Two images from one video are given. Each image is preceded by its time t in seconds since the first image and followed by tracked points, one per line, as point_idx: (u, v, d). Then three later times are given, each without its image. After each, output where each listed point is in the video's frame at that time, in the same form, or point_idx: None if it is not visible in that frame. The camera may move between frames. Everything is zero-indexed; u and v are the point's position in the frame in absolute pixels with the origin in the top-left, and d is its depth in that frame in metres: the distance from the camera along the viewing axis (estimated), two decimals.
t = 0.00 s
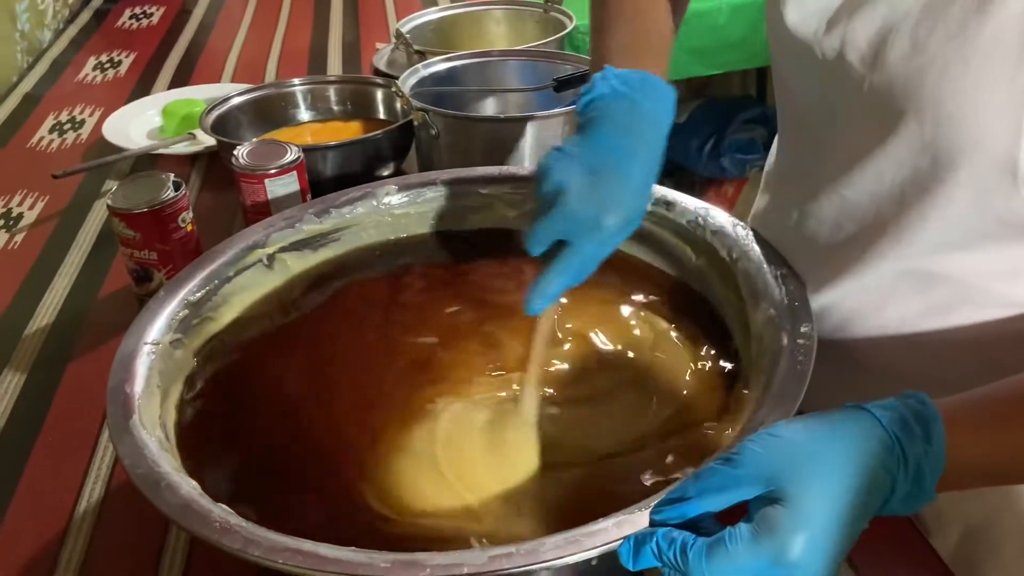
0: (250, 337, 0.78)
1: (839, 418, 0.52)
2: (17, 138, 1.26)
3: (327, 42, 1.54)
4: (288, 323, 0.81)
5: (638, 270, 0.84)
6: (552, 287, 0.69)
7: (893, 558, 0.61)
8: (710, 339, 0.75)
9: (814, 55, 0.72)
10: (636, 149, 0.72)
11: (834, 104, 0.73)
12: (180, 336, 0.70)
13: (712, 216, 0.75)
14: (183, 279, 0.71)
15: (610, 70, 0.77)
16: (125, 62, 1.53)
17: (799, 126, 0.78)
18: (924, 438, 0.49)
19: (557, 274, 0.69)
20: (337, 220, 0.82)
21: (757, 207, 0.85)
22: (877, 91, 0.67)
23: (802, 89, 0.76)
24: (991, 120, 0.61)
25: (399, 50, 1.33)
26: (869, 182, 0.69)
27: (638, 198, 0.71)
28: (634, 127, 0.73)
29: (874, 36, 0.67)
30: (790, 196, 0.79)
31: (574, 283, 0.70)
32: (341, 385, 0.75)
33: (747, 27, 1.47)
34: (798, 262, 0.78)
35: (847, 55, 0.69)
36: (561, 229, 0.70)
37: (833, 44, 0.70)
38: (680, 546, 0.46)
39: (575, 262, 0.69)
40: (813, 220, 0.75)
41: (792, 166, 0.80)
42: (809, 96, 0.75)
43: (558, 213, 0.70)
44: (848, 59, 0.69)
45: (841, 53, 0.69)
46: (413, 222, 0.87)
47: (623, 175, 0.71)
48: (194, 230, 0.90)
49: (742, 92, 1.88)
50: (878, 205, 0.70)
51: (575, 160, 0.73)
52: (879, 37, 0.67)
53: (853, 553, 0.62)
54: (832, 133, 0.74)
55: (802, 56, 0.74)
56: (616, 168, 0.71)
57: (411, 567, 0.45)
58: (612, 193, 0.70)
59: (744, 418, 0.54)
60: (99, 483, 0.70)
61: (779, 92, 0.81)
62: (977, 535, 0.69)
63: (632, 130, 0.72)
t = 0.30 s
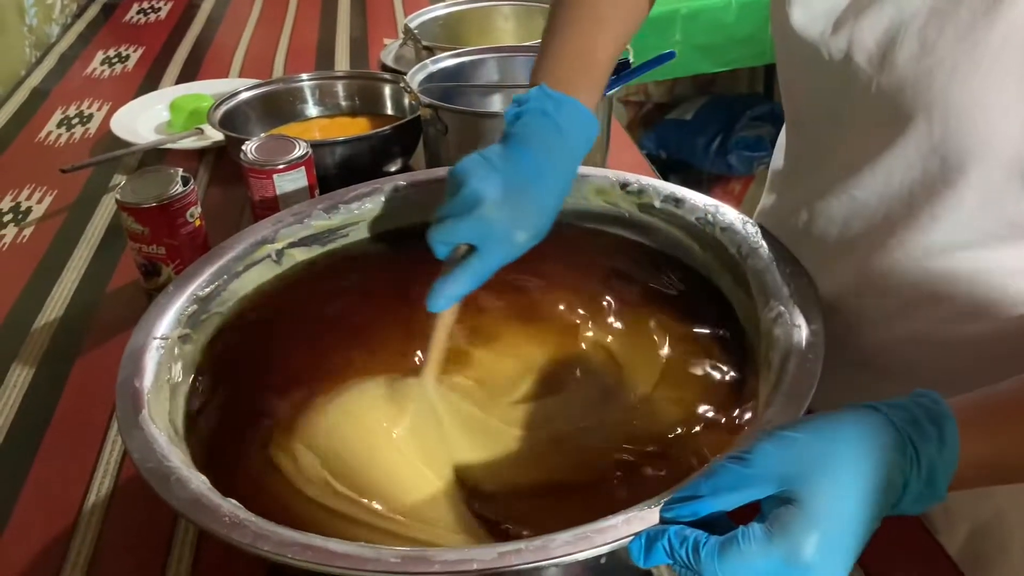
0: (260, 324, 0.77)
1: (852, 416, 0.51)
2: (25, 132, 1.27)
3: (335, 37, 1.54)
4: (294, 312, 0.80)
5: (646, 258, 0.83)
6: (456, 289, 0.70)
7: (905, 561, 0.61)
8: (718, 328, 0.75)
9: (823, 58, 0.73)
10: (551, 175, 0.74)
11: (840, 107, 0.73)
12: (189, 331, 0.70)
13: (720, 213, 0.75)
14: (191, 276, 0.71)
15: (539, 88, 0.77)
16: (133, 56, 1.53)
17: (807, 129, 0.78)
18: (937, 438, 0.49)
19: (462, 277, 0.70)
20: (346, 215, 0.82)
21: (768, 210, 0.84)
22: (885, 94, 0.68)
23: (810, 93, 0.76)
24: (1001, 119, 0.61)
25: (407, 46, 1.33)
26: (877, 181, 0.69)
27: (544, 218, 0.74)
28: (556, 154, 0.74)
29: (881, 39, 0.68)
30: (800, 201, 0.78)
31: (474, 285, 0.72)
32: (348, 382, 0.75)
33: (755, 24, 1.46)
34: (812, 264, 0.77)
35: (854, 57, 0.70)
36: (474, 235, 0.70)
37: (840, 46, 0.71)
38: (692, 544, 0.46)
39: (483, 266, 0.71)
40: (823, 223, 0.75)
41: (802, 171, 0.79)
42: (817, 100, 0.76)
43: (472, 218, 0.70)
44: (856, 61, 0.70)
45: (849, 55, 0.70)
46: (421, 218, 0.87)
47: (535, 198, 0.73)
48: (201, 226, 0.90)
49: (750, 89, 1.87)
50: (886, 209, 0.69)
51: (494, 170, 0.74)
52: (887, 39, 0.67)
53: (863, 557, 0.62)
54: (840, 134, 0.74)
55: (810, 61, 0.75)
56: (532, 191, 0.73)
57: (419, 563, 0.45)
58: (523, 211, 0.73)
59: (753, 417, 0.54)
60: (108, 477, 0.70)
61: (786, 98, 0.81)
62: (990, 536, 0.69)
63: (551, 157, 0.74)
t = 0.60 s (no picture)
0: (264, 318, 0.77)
1: (860, 415, 0.52)
2: (30, 126, 1.27)
3: (340, 33, 1.54)
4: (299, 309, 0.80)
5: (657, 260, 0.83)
6: (393, 223, 0.76)
7: (911, 562, 0.61)
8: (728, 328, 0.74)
9: (830, 56, 0.73)
10: (498, 130, 0.76)
11: (844, 102, 0.73)
12: (194, 326, 0.70)
13: (726, 210, 0.75)
14: (198, 272, 0.71)
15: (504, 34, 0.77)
16: (137, 51, 1.53)
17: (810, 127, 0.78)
18: (946, 436, 0.50)
19: (400, 212, 0.76)
20: (351, 212, 0.82)
21: (775, 209, 0.84)
22: (889, 91, 0.68)
23: (814, 91, 0.77)
24: (1003, 113, 0.61)
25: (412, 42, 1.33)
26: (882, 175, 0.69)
27: (488, 166, 0.76)
28: (505, 106, 0.76)
29: (885, 36, 0.68)
30: (804, 200, 0.79)
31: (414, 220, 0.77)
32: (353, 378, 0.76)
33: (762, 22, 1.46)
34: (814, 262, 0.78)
35: (860, 54, 0.70)
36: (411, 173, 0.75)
37: (845, 42, 0.72)
38: (699, 542, 0.46)
39: (416, 204, 0.75)
40: (832, 221, 0.75)
41: (805, 169, 0.79)
42: (820, 98, 0.76)
43: (415, 160, 0.75)
44: (861, 57, 0.70)
45: (854, 51, 0.71)
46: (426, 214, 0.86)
47: (476, 147, 0.75)
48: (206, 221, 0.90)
49: (754, 87, 1.87)
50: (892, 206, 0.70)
51: (445, 113, 0.76)
52: (891, 36, 0.68)
53: (869, 556, 0.62)
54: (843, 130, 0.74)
55: (815, 59, 0.75)
56: (473, 140, 0.75)
57: (425, 558, 0.45)
58: (462, 156, 0.75)
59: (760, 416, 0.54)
60: (113, 471, 0.71)
61: (791, 97, 0.81)
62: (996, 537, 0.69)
63: (498, 109, 0.76)
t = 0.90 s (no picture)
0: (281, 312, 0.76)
1: (866, 412, 0.51)
2: (30, 120, 1.26)
3: (340, 27, 1.54)
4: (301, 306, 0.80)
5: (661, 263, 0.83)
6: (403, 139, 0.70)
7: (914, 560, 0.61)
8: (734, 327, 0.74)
9: (834, 43, 0.72)
10: (476, 28, 0.68)
11: (848, 92, 0.72)
12: (195, 321, 0.70)
13: (729, 207, 0.75)
14: (199, 267, 0.71)
15: None
16: (137, 45, 1.52)
17: (814, 118, 0.78)
18: (952, 436, 0.50)
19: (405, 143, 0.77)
20: (351, 207, 0.82)
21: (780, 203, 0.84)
22: (893, 79, 0.67)
23: (819, 80, 0.76)
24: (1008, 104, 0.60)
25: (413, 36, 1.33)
26: (884, 166, 0.68)
27: (473, 71, 0.69)
28: None
29: (893, 22, 0.67)
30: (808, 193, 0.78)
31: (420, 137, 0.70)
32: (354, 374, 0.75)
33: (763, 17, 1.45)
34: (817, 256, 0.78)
35: (864, 44, 0.69)
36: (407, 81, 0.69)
37: (850, 31, 0.70)
38: (702, 540, 0.46)
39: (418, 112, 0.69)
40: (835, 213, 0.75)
41: (809, 160, 0.79)
42: (825, 89, 0.75)
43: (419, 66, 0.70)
44: (868, 46, 0.68)
45: (858, 42, 0.69)
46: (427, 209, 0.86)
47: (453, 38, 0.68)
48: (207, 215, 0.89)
49: (756, 82, 1.86)
50: (894, 196, 0.69)
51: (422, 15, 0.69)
52: (900, 22, 0.66)
53: (872, 554, 0.62)
54: (846, 120, 0.73)
55: (819, 48, 0.74)
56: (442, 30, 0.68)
57: (426, 555, 0.45)
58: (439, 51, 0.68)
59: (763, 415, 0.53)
60: (113, 466, 0.70)
61: (795, 88, 0.81)
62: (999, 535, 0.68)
63: None
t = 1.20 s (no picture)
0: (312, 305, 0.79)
1: (868, 408, 0.51)
2: (25, 114, 1.26)
3: (337, 21, 1.53)
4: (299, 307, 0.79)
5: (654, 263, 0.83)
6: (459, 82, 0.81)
7: (915, 557, 0.61)
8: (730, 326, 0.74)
9: (834, 32, 0.71)
10: None
11: (848, 83, 0.72)
12: (191, 316, 0.69)
13: (729, 201, 0.74)
14: (194, 262, 0.70)
15: None
16: (133, 38, 1.52)
17: (814, 109, 0.77)
18: (955, 434, 0.49)
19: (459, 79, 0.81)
20: (348, 201, 0.81)
21: (782, 195, 0.83)
22: (894, 69, 0.66)
23: (819, 72, 0.75)
24: (1009, 95, 0.60)
25: (411, 30, 1.32)
26: (881, 157, 0.68)
27: None
28: None
29: (894, 9, 0.66)
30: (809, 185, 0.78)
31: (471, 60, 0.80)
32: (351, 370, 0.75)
33: (762, 8, 1.44)
34: (817, 250, 0.78)
35: (866, 32, 0.68)
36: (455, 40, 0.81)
37: (851, 21, 0.69)
38: (701, 537, 0.45)
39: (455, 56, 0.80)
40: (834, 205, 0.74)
41: (808, 152, 0.78)
42: (826, 79, 0.74)
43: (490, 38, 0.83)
44: (869, 35, 0.68)
45: (860, 32, 0.69)
46: (426, 203, 0.86)
47: None
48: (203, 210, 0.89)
49: (755, 76, 1.85)
50: (893, 188, 0.69)
51: None
52: (899, 10, 0.65)
53: (872, 550, 0.61)
54: (845, 110, 0.73)
55: (820, 37, 0.74)
56: None
57: (424, 553, 0.45)
58: None
59: (765, 411, 0.53)
60: (109, 463, 0.70)
61: (794, 81, 0.80)
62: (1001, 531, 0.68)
63: None
